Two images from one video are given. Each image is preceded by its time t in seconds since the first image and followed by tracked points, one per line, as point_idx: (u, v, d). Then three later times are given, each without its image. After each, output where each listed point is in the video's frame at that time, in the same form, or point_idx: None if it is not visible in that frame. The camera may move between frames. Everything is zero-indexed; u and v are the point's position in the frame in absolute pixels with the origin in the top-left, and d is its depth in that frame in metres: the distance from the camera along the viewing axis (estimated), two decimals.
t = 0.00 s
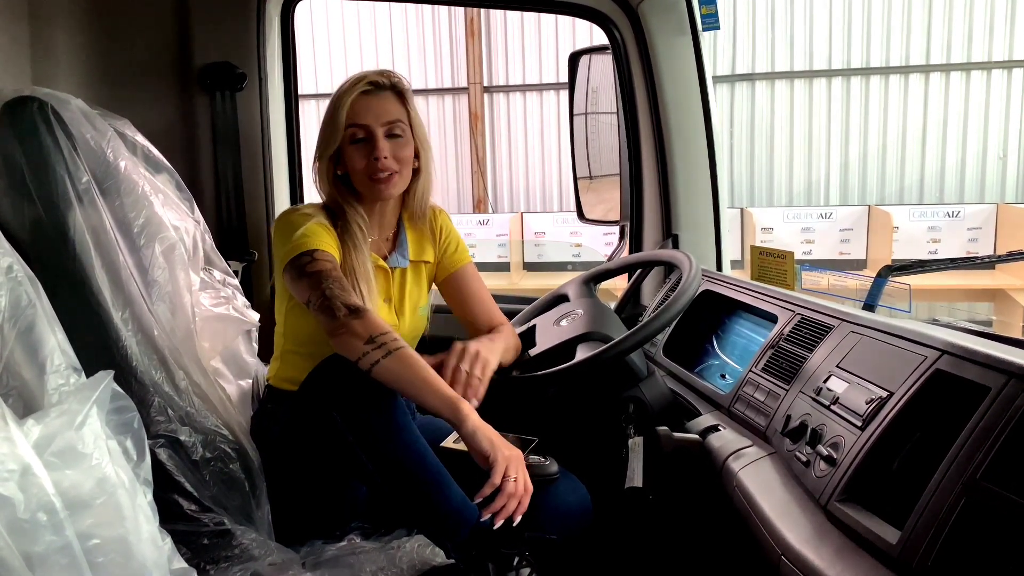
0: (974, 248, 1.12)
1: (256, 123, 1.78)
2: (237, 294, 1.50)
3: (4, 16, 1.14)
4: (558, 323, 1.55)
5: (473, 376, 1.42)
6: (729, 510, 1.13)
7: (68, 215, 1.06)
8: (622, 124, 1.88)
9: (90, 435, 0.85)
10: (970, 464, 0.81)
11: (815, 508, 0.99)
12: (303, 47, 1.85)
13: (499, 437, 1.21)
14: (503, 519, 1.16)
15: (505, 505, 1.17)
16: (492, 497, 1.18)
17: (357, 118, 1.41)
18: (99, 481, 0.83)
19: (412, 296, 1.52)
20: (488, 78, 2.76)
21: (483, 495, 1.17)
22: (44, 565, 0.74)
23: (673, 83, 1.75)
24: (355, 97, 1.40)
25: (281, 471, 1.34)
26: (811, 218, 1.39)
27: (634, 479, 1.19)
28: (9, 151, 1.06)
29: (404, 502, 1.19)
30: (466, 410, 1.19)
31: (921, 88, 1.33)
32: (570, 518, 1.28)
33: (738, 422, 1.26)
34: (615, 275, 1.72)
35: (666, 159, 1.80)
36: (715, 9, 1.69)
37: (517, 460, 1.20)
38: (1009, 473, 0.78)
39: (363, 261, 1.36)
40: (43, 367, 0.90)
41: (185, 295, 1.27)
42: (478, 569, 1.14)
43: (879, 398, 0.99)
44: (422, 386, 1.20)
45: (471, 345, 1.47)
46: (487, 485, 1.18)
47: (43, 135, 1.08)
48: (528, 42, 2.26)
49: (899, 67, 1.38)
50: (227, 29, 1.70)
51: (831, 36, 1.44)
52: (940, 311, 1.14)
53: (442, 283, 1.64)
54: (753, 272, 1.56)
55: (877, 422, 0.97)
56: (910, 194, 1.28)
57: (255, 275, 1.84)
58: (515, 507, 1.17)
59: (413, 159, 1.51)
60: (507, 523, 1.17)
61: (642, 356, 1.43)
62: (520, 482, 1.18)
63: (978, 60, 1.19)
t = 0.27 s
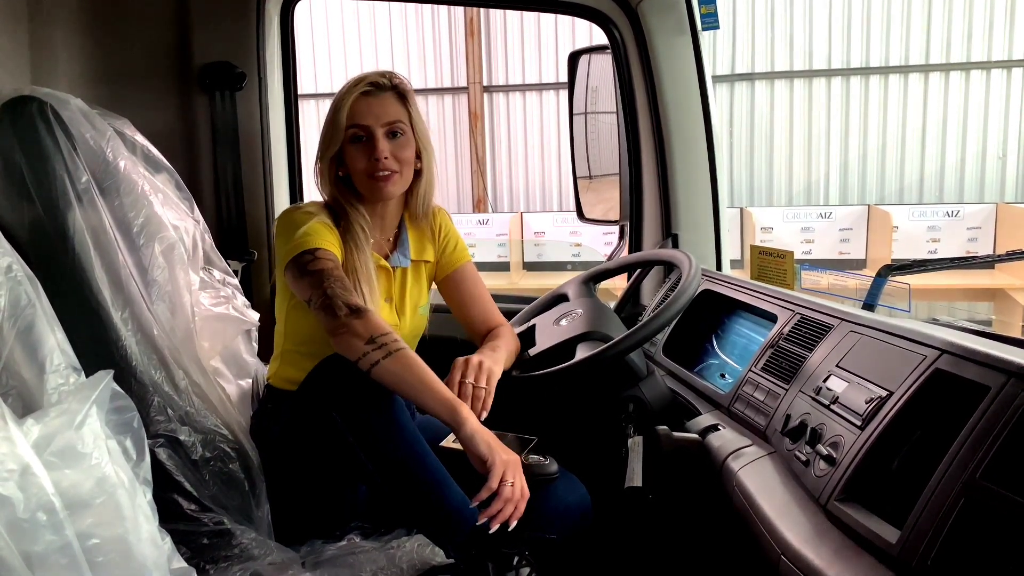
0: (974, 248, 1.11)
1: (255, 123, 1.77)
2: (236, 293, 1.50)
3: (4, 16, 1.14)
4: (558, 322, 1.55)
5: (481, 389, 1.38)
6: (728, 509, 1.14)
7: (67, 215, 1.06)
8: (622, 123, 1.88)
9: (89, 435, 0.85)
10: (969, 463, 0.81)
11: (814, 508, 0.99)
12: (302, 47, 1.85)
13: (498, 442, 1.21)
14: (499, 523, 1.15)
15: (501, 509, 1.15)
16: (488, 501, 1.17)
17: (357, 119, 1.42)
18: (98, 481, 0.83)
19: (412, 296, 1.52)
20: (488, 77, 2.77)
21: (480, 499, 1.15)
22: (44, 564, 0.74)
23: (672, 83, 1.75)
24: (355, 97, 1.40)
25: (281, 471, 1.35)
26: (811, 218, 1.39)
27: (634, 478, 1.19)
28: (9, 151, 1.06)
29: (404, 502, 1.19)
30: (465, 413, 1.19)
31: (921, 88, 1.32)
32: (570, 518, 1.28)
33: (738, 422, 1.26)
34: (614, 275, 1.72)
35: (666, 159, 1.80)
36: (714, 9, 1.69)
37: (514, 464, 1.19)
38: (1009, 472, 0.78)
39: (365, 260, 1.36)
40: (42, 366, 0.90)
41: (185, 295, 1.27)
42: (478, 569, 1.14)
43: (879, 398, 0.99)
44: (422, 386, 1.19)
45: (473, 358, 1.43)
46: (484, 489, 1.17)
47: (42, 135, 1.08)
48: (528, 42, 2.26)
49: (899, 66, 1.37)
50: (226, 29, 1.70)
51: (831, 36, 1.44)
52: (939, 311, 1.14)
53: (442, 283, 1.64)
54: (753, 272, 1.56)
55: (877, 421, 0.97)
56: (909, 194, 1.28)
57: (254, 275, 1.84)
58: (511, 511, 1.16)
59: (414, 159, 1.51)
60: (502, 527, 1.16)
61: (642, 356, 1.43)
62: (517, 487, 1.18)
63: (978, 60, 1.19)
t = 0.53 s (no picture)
0: (973, 248, 1.11)
1: (254, 123, 1.76)
2: (236, 292, 1.50)
3: (5, 15, 1.14)
4: (558, 322, 1.55)
5: (513, 418, 1.35)
6: (727, 508, 1.14)
7: (66, 214, 1.06)
8: (621, 123, 1.88)
9: (88, 434, 0.84)
10: (969, 463, 0.81)
11: (814, 507, 0.99)
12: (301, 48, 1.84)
13: (497, 439, 1.21)
14: (499, 521, 1.14)
15: (501, 508, 1.15)
16: (488, 499, 1.16)
17: (351, 118, 1.42)
18: (97, 480, 0.83)
19: (412, 295, 1.52)
20: (488, 77, 2.83)
21: (479, 498, 1.15)
22: (43, 564, 0.74)
23: (672, 82, 1.75)
24: (348, 97, 1.40)
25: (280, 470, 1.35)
26: (811, 218, 1.40)
27: (633, 478, 1.19)
28: (9, 150, 1.06)
29: (403, 502, 1.19)
30: (464, 412, 1.19)
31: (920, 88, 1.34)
32: (569, 517, 1.28)
33: (737, 421, 1.26)
34: (614, 275, 1.72)
35: (665, 158, 1.80)
36: (714, 8, 1.67)
37: (514, 463, 1.19)
38: (1009, 472, 0.78)
39: (364, 259, 1.35)
40: (41, 366, 0.90)
41: (184, 294, 1.27)
42: (477, 569, 1.16)
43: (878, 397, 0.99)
44: (422, 385, 1.19)
45: (495, 388, 1.37)
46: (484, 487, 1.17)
47: (42, 134, 1.08)
48: (528, 42, 2.26)
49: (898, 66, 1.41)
50: (225, 28, 1.70)
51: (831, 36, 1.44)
52: (939, 311, 1.13)
53: (441, 283, 1.63)
54: (753, 271, 1.55)
55: (876, 420, 0.97)
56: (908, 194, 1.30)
57: (254, 274, 1.83)
58: (511, 510, 1.16)
59: (411, 158, 1.51)
60: (502, 526, 1.16)
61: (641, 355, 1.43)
62: (517, 485, 1.17)
63: (977, 61, 1.20)
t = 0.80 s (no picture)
0: (973, 248, 1.10)
1: (253, 119, 1.77)
2: (236, 292, 1.50)
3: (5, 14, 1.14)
4: (558, 322, 1.55)
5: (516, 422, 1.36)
6: (727, 508, 1.14)
7: (66, 214, 1.06)
8: (621, 122, 1.88)
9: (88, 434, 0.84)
10: (969, 462, 0.81)
11: (813, 507, 0.99)
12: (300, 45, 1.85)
13: (497, 434, 1.20)
14: (502, 518, 1.15)
15: (503, 504, 1.16)
16: (489, 495, 1.16)
17: (346, 118, 1.41)
18: (97, 480, 0.83)
19: (409, 295, 1.52)
20: (488, 77, 2.80)
21: (482, 495, 1.15)
22: (42, 563, 0.75)
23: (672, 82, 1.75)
24: (344, 96, 1.40)
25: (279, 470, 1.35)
26: (811, 218, 1.40)
27: (633, 477, 1.19)
28: (9, 149, 1.06)
29: (403, 502, 1.19)
30: (464, 409, 1.18)
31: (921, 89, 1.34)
32: (569, 517, 1.28)
33: (737, 421, 1.26)
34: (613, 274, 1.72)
35: (665, 158, 1.80)
36: (714, 8, 1.67)
37: (515, 459, 1.19)
38: (1009, 471, 0.78)
39: (360, 259, 1.36)
40: (41, 365, 0.90)
41: (184, 293, 1.27)
42: (477, 568, 1.16)
43: (878, 396, 0.99)
44: (422, 384, 1.18)
45: (497, 394, 1.37)
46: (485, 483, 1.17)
47: (42, 134, 1.07)
48: (528, 42, 2.26)
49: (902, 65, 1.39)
50: (225, 28, 1.69)
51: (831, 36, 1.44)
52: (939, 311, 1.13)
53: (439, 283, 1.63)
54: (753, 270, 1.55)
55: (876, 420, 0.97)
56: (908, 191, 1.29)
57: (254, 273, 1.83)
58: (514, 506, 1.17)
59: (406, 156, 1.51)
60: (504, 522, 1.17)
61: (641, 355, 1.43)
62: (519, 482, 1.18)
63: (977, 60, 1.19)
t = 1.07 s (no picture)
0: (973, 248, 1.11)
1: (254, 120, 1.76)
2: (236, 292, 1.50)
3: (5, 14, 1.14)
4: (558, 322, 1.55)
5: (519, 422, 1.36)
6: (727, 507, 1.14)
7: (66, 214, 1.06)
8: (621, 122, 1.88)
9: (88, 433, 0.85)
10: (969, 462, 0.81)
11: (813, 506, 0.99)
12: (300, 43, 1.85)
13: (498, 434, 1.20)
14: (503, 517, 1.15)
15: (503, 504, 1.16)
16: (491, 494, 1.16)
17: (345, 117, 1.42)
18: (97, 480, 0.83)
19: (408, 296, 1.52)
20: (488, 76, 2.82)
21: (483, 494, 1.15)
22: (43, 563, 0.75)
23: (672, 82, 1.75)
24: (342, 96, 1.40)
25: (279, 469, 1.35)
26: (811, 218, 1.39)
27: (633, 477, 1.19)
28: (9, 149, 1.06)
29: (403, 501, 1.19)
30: (465, 409, 1.18)
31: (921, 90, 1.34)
32: (569, 517, 1.28)
33: (737, 421, 1.26)
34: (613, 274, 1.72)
35: (665, 157, 1.80)
36: (714, 8, 1.68)
37: (516, 458, 1.19)
38: (1009, 472, 0.78)
39: (360, 259, 1.36)
40: (41, 365, 0.90)
41: (184, 293, 1.27)
42: (477, 568, 1.16)
43: (878, 396, 0.99)
44: (422, 384, 1.18)
45: (500, 396, 1.37)
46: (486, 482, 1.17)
47: (42, 133, 1.07)
48: (529, 41, 2.26)
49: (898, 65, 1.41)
50: (225, 27, 1.69)
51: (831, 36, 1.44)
52: (939, 311, 1.13)
53: (439, 283, 1.63)
54: (753, 270, 1.55)
55: (876, 420, 0.97)
56: (908, 191, 1.27)
57: (254, 272, 1.83)
58: (515, 505, 1.17)
59: (405, 156, 1.51)
60: (506, 521, 1.17)
61: (641, 355, 1.43)
62: (520, 481, 1.18)
63: (978, 60, 1.19)
